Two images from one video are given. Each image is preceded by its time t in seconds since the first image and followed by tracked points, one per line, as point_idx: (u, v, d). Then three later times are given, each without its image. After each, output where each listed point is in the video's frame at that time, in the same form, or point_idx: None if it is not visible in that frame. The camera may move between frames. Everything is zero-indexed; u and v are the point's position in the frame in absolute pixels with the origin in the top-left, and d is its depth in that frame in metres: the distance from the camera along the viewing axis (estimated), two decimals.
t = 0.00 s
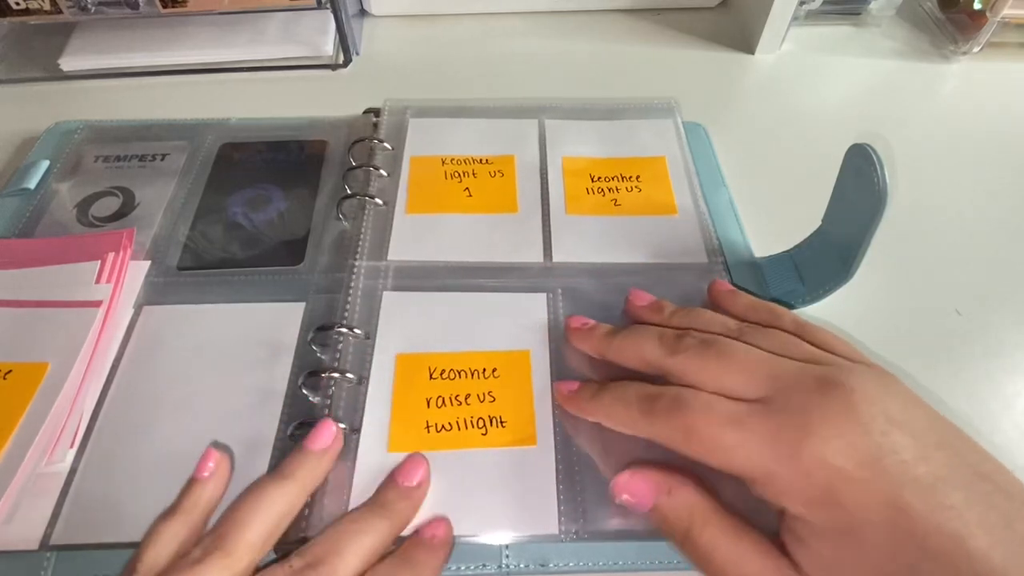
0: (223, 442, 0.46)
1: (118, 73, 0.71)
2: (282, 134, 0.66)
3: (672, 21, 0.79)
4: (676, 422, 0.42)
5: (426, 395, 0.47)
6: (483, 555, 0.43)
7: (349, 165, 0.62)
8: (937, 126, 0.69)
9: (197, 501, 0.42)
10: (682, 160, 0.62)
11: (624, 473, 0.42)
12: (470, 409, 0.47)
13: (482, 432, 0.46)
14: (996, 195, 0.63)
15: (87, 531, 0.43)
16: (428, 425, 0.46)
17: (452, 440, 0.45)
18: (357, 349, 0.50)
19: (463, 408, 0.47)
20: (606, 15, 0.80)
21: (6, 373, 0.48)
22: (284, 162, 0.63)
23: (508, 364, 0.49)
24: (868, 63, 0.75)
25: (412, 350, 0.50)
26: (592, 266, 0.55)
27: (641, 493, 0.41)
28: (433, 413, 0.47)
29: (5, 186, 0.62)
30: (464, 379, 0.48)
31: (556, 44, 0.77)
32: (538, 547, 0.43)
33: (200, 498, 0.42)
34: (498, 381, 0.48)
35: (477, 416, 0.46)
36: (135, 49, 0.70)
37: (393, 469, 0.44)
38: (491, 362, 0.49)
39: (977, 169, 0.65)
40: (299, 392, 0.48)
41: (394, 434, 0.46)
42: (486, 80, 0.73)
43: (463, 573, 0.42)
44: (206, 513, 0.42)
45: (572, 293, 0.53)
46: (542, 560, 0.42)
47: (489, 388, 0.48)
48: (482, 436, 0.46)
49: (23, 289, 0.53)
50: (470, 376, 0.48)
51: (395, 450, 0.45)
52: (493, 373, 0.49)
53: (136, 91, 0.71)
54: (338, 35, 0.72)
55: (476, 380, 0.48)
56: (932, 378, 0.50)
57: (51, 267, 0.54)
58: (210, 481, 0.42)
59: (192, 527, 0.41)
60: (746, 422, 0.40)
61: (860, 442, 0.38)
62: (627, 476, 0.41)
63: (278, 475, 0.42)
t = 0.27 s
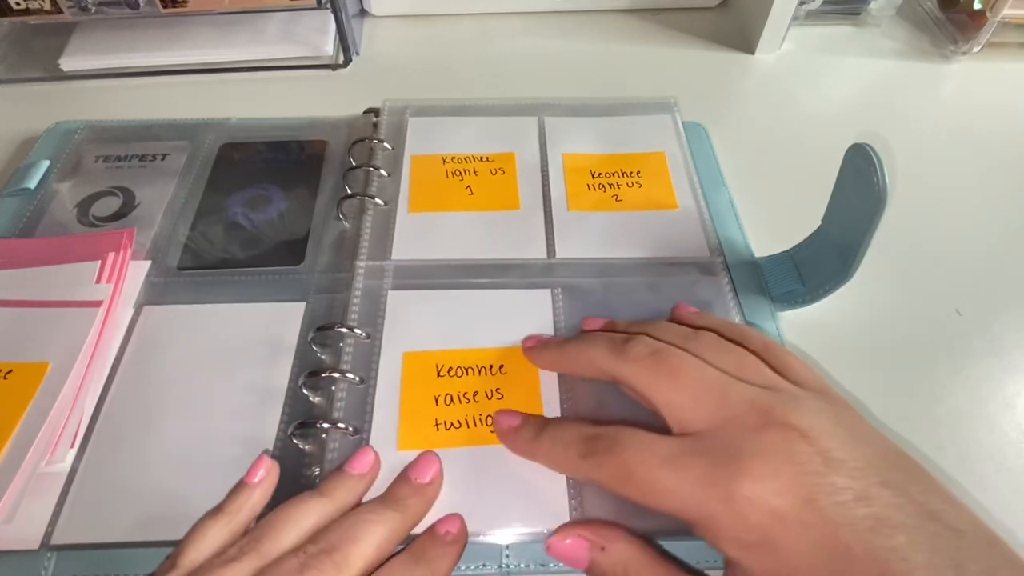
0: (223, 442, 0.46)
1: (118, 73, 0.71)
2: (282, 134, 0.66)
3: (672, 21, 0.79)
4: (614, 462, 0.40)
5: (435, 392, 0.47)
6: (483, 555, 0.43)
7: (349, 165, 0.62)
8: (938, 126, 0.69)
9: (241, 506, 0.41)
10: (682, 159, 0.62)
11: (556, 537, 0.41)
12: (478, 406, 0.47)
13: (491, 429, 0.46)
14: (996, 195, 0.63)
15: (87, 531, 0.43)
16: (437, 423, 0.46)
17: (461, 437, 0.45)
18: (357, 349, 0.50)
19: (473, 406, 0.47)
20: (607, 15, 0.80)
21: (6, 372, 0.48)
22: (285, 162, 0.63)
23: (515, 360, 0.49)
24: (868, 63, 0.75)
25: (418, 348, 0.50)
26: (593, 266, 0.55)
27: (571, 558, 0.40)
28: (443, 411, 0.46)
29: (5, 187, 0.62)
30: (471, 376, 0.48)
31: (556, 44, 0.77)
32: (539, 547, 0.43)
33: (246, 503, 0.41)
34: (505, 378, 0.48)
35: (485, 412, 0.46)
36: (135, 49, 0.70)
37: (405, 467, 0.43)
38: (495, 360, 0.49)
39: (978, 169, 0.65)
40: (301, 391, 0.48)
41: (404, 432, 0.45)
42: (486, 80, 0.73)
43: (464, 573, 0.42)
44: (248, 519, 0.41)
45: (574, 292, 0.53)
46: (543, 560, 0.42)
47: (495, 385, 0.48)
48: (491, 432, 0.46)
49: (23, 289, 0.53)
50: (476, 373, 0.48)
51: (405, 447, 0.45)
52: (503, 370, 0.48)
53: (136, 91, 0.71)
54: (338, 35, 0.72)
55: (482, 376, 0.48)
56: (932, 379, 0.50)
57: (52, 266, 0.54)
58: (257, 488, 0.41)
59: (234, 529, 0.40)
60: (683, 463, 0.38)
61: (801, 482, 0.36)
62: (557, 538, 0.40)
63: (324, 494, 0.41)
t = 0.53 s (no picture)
0: (223, 442, 0.46)
1: (118, 73, 0.71)
2: (282, 134, 0.66)
3: (672, 21, 0.79)
4: (734, 449, 0.42)
5: (435, 392, 0.47)
6: (483, 555, 0.43)
7: (350, 165, 0.62)
8: (938, 126, 0.69)
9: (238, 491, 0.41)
10: (682, 159, 0.62)
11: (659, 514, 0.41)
12: (479, 405, 0.47)
13: (491, 429, 0.46)
14: (996, 195, 0.63)
15: (86, 531, 0.43)
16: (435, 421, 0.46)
17: (460, 437, 0.45)
18: (357, 348, 0.50)
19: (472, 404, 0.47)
20: (607, 14, 0.80)
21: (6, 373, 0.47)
22: (285, 163, 0.63)
23: (516, 361, 0.49)
24: (868, 63, 0.75)
25: (419, 347, 0.50)
26: (592, 265, 0.55)
27: (668, 539, 0.40)
28: (443, 410, 0.46)
29: (5, 187, 0.62)
30: (470, 375, 0.48)
31: (556, 44, 0.77)
32: (538, 547, 0.43)
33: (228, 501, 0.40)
34: (505, 377, 0.48)
35: (486, 412, 0.46)
36: (135, 49, 0.70)
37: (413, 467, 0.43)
38: (496, 360, 0.49)
39: (978, 169, 0.65)
40: (300, 391, 0.48)
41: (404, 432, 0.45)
42: (486, 80, 0.73)
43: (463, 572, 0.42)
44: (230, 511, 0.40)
45: (574, 292, 0.53)
46: (542, 560, 0.43)
47: (496, 384, 0.48)
48: (491, 432, 0.46)
49: (23, 288, 0.53)
50: (476, 373, 0.48)
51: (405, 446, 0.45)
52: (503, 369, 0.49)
53: (136, 91, 0.71)
54: (338, 35, 0.72)
55: (481, 376, 0.48)
56: (930, 379, 0.51)
57: (52, 266, 0.54)
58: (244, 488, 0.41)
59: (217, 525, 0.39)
60: (813, 450, 0.41)
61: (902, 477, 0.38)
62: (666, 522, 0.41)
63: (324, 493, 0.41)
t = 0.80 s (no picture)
0: (223, 442, 0.46)
1: (118, 73, 0.71)
2: (282, 135, 0.66)
3: (672, 21, 0.79)
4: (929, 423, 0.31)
5: (434, 391, 0.47)
6: (483, 555, 0.43)
7: (349, 165, 0.62)
8: (938, 126, 0.69)
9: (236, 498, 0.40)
10: (682, 159, 0.62)
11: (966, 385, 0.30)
12: (477, 404, 0.46)
13: (490, 428, 0.45)
14: (996, 194, 0.63)
15: (86, 531, 0.43)
16: (434, 420, 0.46)
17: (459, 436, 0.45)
18: (356, 347, 0.50)
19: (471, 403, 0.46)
20: (607, 14, 0.80)
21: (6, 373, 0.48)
22: (285, 162, 0.63)
23: (515, 360, 0.49)
24: (868, 63, 0.75)
25: (418, 347, 0.50)
26: (592, 266, 0.55)
27: (939, 420, 0.30)
28: (442, 409, 0.46)
29: (5, 187, 0.62)
30: (470, 375, 0.48)
31: (557, 44, 0.77)
32: (538, 547, 0.43)
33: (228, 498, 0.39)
34: (504, 377, 0.48)
35: (484, 411, 0.46)
36: (135, 49, 0.70)
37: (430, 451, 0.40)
38: (495, 359, 0.49)
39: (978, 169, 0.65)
40: (300, 391, 0.48)
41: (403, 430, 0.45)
42: (486, 80, 0.73)
43: (463, 572, 0.42)
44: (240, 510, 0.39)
45: (574, 292, 0.53)
46: (542, 560, 0.43)
47: (495, 383, 0.48)
48: (489, 431, 0.45)
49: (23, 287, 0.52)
50: (475, 372, 0.48)
51: (404, 444, 0.45)
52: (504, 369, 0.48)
53: (136, 91, 0.71)
54: (338, 35, 0.72)
55: (481, 375, 0.48)
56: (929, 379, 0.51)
57: (51, 264, 0.54)
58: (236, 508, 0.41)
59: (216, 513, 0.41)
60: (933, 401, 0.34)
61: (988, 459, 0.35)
62: (930, 392, 0.30)
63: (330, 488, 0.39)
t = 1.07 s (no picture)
0: (223, 442, 0.46)
1: (118, 73, 0.71)
2: (282, 135, 0.66)
3: (672, 21, 0.79)
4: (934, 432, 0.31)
5: (434, 391, 0.47)
6: (483, 556, 0.43)
7: (349, 165, 0.62)
8: (938, 126, 0.69)
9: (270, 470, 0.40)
10: (681, 159, 0.62)
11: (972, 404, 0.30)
12: (477, 404, 0.46)
13: (489, 428, 0.45)
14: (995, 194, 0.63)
15: (85, 531, 0.43)
16: (433, 420, 0.46)
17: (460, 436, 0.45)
18: (356, 347, 0.50)
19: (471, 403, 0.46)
20: (607, 14, 0.80)
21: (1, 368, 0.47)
22: (284, 162, 0.63)
23: (515, 361, 0.49)
24: (868, 63, 0.75)
25: (418, 347, 0.50)
26: (592, 266, 0.55)
27: (946, 440, 0.30)
28: (442, 409, 0.46)
29: (5, 187, 0.62)
30: (470, 374, 0.48)
31: (556, 44, 0.77)
32: (539, 548, 0.43)
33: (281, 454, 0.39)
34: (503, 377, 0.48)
35: (484, 411, 0.46)
36: (135, 49, 0.70)
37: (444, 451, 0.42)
38: (495, 359, 0.49)
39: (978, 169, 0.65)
40: (300, 391, 0.48)
41: (403, 429, 0.45)
42: (486, 80, 0.73)
43: (463, 572, 0.42)
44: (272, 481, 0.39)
45: (573, 292, 0.53)
46: (542, 560, 0.43)
47: (495, 383, 0.48)
48: (489, 431, 0.45)
49: (21, 282, 0.52)
50: (475, 372, 0.48)
51: (404, 443, 0.45)
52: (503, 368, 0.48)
53: (136, 91, 0.71)
54: (338, 35, 0.72)
55: (481, 375, 0.48)
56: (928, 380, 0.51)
57: (50, 259, 0.54)
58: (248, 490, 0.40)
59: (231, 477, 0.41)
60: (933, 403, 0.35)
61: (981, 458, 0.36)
62: (935, 413, 0.30)
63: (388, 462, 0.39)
